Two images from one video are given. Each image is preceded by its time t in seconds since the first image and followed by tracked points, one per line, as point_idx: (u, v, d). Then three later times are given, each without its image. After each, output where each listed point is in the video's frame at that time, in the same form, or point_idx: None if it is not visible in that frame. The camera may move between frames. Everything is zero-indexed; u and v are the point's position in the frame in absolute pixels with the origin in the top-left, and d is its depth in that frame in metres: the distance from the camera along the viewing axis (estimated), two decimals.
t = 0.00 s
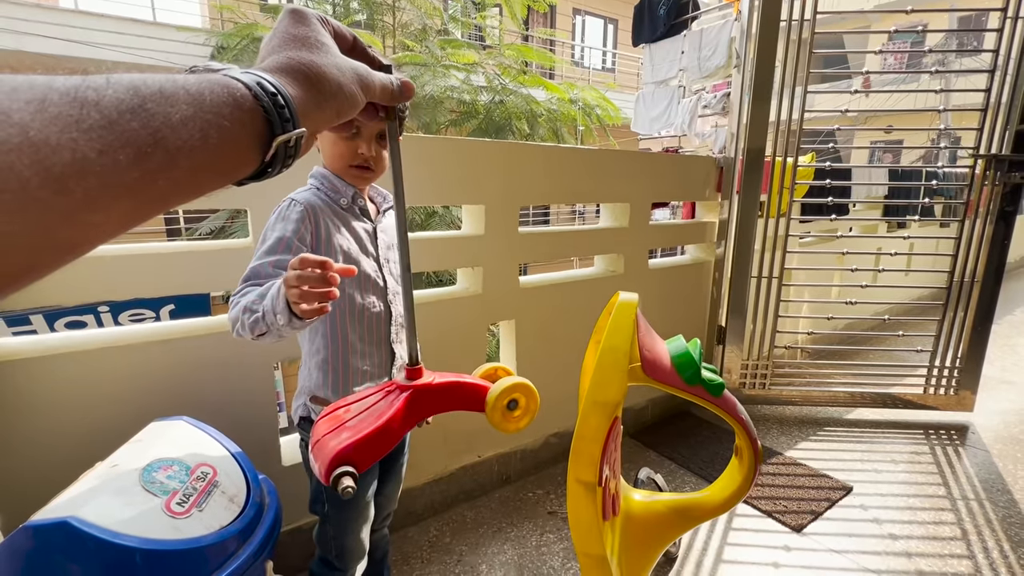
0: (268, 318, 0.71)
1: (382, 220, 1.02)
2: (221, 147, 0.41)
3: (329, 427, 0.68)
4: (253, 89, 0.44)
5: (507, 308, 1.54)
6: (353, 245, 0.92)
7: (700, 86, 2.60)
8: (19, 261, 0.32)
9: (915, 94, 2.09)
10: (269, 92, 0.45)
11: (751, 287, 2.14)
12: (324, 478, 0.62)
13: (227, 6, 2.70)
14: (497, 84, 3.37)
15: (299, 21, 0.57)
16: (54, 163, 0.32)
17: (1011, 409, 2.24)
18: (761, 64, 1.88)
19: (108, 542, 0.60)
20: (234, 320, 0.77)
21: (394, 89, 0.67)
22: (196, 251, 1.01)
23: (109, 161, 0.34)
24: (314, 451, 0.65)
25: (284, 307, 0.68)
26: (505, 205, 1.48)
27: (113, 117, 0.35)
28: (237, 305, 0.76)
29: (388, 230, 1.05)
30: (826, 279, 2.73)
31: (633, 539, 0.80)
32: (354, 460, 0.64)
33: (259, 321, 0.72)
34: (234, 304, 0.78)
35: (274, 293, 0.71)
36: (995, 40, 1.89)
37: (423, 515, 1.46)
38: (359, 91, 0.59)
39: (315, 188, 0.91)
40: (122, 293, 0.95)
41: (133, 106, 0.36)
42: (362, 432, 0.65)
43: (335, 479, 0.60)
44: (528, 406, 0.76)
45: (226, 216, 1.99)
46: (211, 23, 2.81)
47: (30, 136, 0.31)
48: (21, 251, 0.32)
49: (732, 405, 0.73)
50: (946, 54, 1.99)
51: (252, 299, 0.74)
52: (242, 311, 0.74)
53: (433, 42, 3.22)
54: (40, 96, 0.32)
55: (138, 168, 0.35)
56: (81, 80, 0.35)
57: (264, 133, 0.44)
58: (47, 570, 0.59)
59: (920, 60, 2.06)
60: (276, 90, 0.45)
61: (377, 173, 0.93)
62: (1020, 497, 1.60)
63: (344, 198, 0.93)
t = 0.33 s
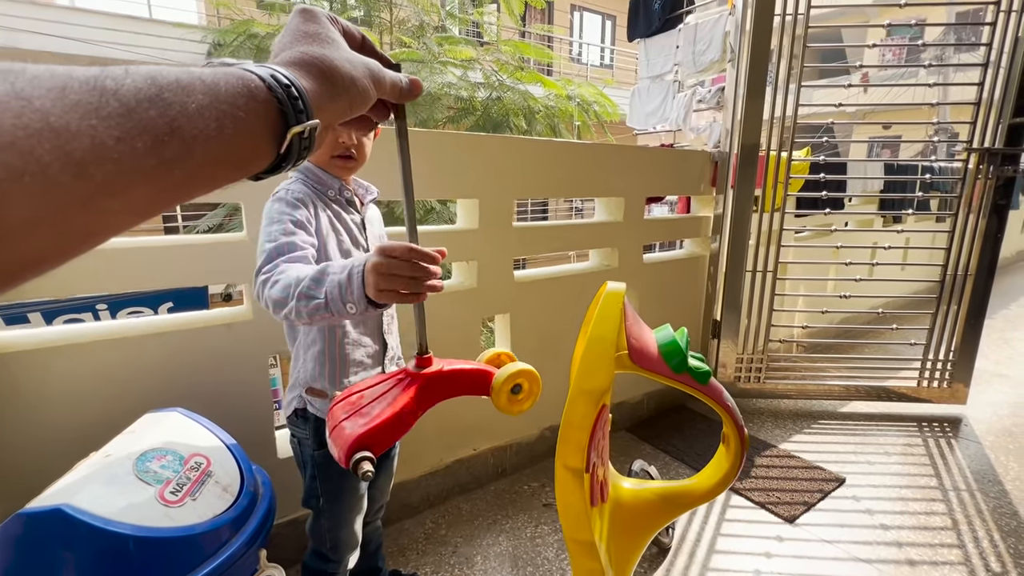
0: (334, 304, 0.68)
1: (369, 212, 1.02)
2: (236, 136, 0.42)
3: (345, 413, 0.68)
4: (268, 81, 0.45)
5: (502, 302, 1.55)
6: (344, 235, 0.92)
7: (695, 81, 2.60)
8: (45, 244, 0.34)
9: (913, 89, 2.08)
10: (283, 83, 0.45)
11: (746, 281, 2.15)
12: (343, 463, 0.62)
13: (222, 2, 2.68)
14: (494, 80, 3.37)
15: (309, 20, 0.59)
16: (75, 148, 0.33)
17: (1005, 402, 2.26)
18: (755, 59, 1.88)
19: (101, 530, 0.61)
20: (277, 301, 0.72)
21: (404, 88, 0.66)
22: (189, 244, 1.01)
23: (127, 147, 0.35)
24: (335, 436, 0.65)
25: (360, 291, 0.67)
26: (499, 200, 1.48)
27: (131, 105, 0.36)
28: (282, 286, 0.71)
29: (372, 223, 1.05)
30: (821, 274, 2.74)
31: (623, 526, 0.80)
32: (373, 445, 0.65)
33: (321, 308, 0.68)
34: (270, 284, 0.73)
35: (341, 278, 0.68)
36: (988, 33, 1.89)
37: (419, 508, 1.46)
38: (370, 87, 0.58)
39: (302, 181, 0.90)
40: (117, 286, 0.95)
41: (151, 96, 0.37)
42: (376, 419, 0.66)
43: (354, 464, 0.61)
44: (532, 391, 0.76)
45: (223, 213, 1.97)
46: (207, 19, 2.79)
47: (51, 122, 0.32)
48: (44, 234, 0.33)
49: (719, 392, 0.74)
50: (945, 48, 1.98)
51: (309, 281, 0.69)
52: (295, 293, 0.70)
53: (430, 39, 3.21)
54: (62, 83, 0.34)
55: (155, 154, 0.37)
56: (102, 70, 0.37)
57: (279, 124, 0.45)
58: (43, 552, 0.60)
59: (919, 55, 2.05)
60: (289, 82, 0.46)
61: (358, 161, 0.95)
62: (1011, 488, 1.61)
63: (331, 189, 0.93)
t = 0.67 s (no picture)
0: (352, 293, 0.68)
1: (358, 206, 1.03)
2: (240, 98, 0.42)
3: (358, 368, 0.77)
4: (271, 43, 0.45)
5: (497, 296, 1.55)
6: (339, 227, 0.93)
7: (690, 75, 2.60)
8: (46, 199, 0.33)
9: (912, 82, 2.07)
10: (287, 47, 0.45)
11: (742, 275, 2.16)
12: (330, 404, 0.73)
13: None
14: (491, 76, 3.37)
15: None
16: (73, 101, 0.32)
17: (999, 395, 2.27)
18: (750, 54, 1.88)
19: (97, 521, 0.61)
20: (286, 291, 0.71)
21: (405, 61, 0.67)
22: (184, 239, 1.02)
23: (128, 103, 0.35)
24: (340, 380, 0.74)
25: (381, 280, 0.67)
26: (494, 194, 1.48)
27: (132, 60, 0.35)
28: (291, 275, 0.71)
29: (360, 216, 1.05)
30: (817, 268, 2.74)
31: (615, 516, 0.81)
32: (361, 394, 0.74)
33: (337, 298, 0.68)
34: (278, 273, 0.72)
35: (358, 267, 0.67)
36: (984, 27, 1.89)
37: (416, 501, 1.47)
38: (376, 55, 0.60)
39: (292, 171, 0.90)
40: (111, 279, 0.95)
41: (152, 51, 0.36)
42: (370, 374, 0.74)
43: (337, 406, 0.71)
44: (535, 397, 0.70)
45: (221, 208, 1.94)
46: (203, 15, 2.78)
47: (49, 72, 0.31)
48: (43, 189, 0.33)
49: (709, 382, 0.75)
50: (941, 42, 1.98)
51: (323, 270, 0.69)
52: (308, 284, 0.70)
53: (427, 34, 3.19)
54: (59, 35, 0.32)
55: (158, 113, 0.36)
56: (101, 22, 0.35)
57: (283, 88, 0.45)
58: (39, 547, 0.60)
59: (916, 49, 2.06)
60: (294, 46, 0.46)
61: (351, 150, 0.96)
62: (1004, 480, 1.63)
63: (323, 180, 0.93)
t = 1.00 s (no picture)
0: (339, 289, 0.67)
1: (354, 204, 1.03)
2: (249, 68, 0.41)
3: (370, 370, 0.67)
4: (283, 14, 0.44)
5: (496, 292, 1.55)
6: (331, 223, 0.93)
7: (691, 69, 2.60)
8: (46, 167, 0.33)
9: (913, 77, 2.07)
10: (299, 18, 0.45)
11: (741, 270, 2.16)
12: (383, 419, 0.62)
13: None
14: (490, 71, 3.36)
15: None
16: (76, 66, 0.31)
17: (997, 391, 2.27)
18: (750, 49, 1.88)
19: (96, 516, 0.61)
20: (275, 286, 0.71)
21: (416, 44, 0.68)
22: (182, 235, 1.02)
23: (132, 71, 0.34)
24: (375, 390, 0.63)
25: (369, 275, 0.67)
26: (493, 190, 1.48)
27: (138, 26, 0.34)
28: (279, 269, 0.70)
29: (355, 214, 1.05)
30: (816, 263, 2.75)
31: (614, 511, 0.81)
32: (409, 399, 0.64)
33: (325, 295, 0.68)
34: (266, 267, 0.72)
35: (344, 262, 0.67)
36: (985, 20, 1.88)
37: (415, 496, 1.47)
38: (388, 30, 0.61)
39: (286, 166, 0.90)
40: (110, 274, 0.95)
41: (159, 17, 0.35)
42: (405, 374, 0.65)
43: (400, 417, 0.60)
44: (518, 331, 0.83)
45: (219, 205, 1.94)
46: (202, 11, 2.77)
47: (49, 35, 0.30)
48: (42, 157, 0.32)
49: (706, 376, 0.75)
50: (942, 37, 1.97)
51: (310, 267, 0.69)
52: (295, 279, 0.69)
53: (425, 29, 3.19)
54: None
55: (162, 82, 0.35)
56: None
57: (294, 61, 0.44)
58: (37, 544, 0.60)
59: (917, 44, 2.06)
60: (305, 16, 0.46)
61: (347, 147, 0.95)
62: (1000, 474, 1.63)
63: (317, 176, 0.93)
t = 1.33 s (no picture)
0: (321, 280, 0.68)
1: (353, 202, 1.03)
2: (251, 56, 0.41)
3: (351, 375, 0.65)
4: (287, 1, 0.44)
5: (497, 288, 1.55)
6: (327, 219, 0.93)
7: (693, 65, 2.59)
8: (54, 150, 0.34)
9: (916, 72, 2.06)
10: (303, 7, 0.44)
11: (742, 266, 2.16)
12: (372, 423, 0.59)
13: None
14: (491, 66, 3.36)
15: None
16: (79, 51, 0.33)
17: (998, 387, 2.27)
18: (752, 46, 1.87)
19: (103, 510, 0.62)
20: (258, 280, 0.71)
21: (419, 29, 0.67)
22: (186, 231, 1.02)
23: (135, 57, 0.35)
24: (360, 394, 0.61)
25: (350, 265, 0.67)
26: (494, 186, 1.48)
27: (139, 11, 0.35)
28: (262, 264, 0.71)
29: (356, 211, 1.05)
30: (818, 260, 2.75)
31: (616, 505, 0.82)
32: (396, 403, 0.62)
33: (307, 285, 0.68)
34: (250, 263, 0.72)
35: (326, 251, 0.67)
36: (988, 16, 1.87)
37: (417, 491, 1.48)
38: (389, 17, 0.60)
39: (282, 162, 0.90)
40: (113, 269, 0.95)
41: (161, 4, 0.36)
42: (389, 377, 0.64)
43: (394, 421, 0.59)
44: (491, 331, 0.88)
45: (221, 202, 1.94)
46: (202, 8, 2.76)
47: (53, 20, 0.32)
48: (49, 140, 0.33)
49: (710, 372, 0.75)
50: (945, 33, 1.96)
51: (292, 258, 0.69)
52: (278, 272, 0.69)
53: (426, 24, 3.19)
54: None
55: (166, 68, 0.36)
56: None
57: (297, 50, 0.44)
58: (43, 541, 0.60)
59: (919, 40, 2.05)
60: (310, 6, 0.45)
61: (344, 142, 0.94)
62: (1000, 469, 1.64)
63: (315, 173, 0.93)
